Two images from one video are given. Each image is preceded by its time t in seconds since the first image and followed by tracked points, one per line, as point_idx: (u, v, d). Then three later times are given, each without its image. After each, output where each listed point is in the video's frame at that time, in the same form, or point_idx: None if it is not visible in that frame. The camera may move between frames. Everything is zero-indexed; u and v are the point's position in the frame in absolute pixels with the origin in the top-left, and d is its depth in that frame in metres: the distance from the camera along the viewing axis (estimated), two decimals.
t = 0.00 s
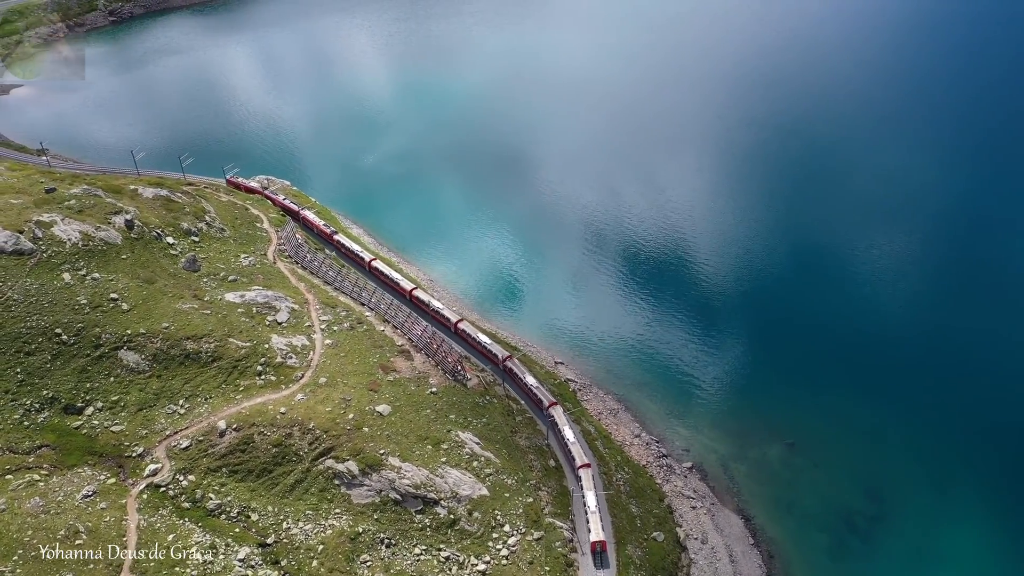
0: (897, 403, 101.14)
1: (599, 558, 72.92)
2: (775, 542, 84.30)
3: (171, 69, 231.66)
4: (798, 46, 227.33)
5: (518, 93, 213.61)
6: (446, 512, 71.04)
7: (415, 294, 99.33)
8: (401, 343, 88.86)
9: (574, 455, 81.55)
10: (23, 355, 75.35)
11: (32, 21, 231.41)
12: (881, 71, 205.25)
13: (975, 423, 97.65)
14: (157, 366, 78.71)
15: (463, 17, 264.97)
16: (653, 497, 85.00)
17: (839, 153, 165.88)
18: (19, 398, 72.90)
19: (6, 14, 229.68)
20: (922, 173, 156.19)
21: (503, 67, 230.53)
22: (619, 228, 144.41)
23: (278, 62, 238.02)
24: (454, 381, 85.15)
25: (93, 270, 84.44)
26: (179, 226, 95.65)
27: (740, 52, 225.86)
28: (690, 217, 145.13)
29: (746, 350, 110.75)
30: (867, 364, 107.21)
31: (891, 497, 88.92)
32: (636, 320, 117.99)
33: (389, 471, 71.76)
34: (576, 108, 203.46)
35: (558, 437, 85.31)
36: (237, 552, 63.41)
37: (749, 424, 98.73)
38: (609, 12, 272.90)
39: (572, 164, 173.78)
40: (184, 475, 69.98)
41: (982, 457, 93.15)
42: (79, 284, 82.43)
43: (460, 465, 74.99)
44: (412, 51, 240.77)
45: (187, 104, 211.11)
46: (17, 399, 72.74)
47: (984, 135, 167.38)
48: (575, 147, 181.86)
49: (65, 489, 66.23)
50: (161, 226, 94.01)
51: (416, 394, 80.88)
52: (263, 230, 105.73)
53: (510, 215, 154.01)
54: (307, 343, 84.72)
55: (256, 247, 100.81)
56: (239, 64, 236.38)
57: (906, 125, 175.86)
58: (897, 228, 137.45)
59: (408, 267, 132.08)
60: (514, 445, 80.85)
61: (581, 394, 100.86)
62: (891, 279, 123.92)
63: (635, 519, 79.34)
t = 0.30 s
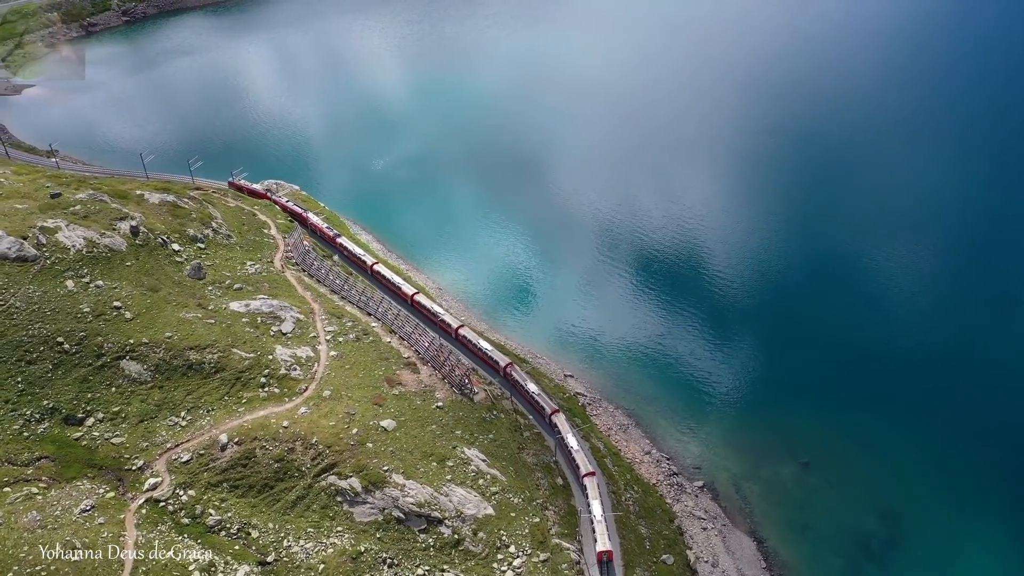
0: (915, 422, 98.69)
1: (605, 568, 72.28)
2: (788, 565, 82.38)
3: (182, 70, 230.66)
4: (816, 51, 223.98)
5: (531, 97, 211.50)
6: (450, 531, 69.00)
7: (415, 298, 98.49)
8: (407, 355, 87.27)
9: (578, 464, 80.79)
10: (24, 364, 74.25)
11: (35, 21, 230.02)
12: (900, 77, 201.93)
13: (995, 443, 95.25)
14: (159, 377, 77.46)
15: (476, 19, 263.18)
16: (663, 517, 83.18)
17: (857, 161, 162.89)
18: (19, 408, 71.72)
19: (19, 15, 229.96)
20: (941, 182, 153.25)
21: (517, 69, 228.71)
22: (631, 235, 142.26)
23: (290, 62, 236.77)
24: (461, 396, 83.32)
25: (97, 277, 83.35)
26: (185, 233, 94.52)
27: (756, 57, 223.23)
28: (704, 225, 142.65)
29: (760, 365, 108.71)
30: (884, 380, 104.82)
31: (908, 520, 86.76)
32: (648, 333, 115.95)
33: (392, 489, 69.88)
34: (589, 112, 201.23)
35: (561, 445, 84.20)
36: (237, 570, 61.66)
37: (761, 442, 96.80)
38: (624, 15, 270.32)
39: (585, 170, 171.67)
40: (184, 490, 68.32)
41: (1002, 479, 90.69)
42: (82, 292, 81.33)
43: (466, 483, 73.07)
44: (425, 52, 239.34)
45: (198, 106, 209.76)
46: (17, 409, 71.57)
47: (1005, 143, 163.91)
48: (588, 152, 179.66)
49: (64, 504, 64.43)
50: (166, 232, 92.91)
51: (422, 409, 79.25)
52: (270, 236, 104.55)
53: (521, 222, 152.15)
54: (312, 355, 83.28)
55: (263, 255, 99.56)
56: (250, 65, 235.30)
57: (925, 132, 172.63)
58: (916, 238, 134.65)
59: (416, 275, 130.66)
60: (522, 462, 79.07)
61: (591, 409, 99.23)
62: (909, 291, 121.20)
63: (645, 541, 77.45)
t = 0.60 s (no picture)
0: (934, 442, 96.25)
1: None
2: None
3: (193, 71, 229.46)
4: (833, 56, 220.77)
5: (544, 100, 209.24)
6: (454, 552, 67.06)
7: (417, 303, 98.51)
8: (413, 368, 85.71)
9: (583, 472, 80.49)
10: (25, 373, 73.14)
11: (28, 20, 227.70)
12: (919, 84, 198.80)
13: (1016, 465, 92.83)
14: (161, 389, 76.19)
15: (491, 22, 261.55)
16: (673, 539, 81.38)
17: (876, 169, 159.89)
18: (19, 418, 70.56)
19: (32, 14, 230.12)
20: (962, 192, 150.20)
21: (531, 72, 226.77)
22: (643, 242, 140.08)
23: (302, 63, 235.59)
24: (467, 410, 81.70)
25: (100, 285, 82.22)
26: (190, 239, 93.36)
27: (773, 62, 220.51)
28: (717, 233, 140.15)
29: (774, 379, 106.49)
30: (902, 398, 102.37)
31: (925, 545, 84.58)
32: (657, 345, 113.89)
33: (395, 507, 68.00)
34: (603, 117, 198.81)
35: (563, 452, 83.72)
36: None
37: (774, 462, 94.77)
38: (639, 18, 267.75)
39: (598, 175, 169.59)
40: (184, 505, 66.79)
41: None
42: (85, 300, 80.20)
43: (471, 502, 71.11)
44: (438, 55, 237.84)
45: (209, 107, 208.26)
46: (17, 419, 70.42)
47: None
48: (601, 156, 177.25)
49: (61, 518, 62.91)
50: (172, 239, 91.74)
51: (427, 424, 77.62)
52: (277, 243, 103.33)
53: (531, 227, 150.04)
54: (316, 367, 81.85)
55: (269, 262, 98.27)
56: (262, 66, 234.28)
57: (946, 140, 169.41)
58: (936, 249, 131.77)
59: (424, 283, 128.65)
60: (529, 480, 77.27)
61: (600, 425, 97.42)
62: (930, 303, 118.36)
63: (654, 563, 75.56)
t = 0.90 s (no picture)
0: (954, 463, 93.83)
1: None
2: None
3: (205, 71, 228.65)
4: (854, 60, 217.13)
5: (559, 104, 206.67)
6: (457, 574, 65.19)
7: (418, 308, 97.93)
8: (419, 381, 84.03)
9: (585, 481, 79.04)
10: (25, 383, 72.06)
11: (41, 21, 227.64)
12: (941, 89, 195.14)
13: None
14: (163, 400, 74.92)
15: (506, 24, 259.57)
16: (682, 561, 79.56)
17: (895, 177, 156.73)
18: (19, 428, 69.46)
19: (47, 13, 230.52)
20: (983, 200, 146.98)
21: (545, 74, 224.74)
22: (656, 249, 138.33)
23: (315, 64, 234.11)
24: (474, 426, 79.96)
25: (103, 292, 81.14)
26: (196, 246, 92.21)
27: (791, 67, 217.54)
28: (729, 241, 137.92)
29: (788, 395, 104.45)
30: (920, 415, 100.01)
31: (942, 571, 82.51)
32: (665, 355, 112.32)
33: (398, 526, 66.24)
34: (617, 120, 196.75)
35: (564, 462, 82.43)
36: None
37: (789, 482, 92.78)
38: (656, 21, 264.86)
39: (611, 179, 167.63)
40: (183, 521, 65.20)
41: None
42: (88, 308, 79.11)
43: (475, 522, 69.25)
44: (452, 56, 236.15)
45: (221, 108, 207.29)
46: (17, 430, 69.30)
47: None
48: (614, 161, 175.04)
49: (57, 533, 61.43)
50: (177, 245, 90.61)
51: (432, 440, 75.99)
52: (283, 250, 102.04)
53: (542, 232, 148.35)
54: (320, 380, 80.39)
55: (276, 269, 97.01)
56: (275, 66, 233.21)
57: (968, 146, 165.88)
58: (956, 259, 128.77)
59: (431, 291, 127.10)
60: (535, 499, 75.46)
61: (609, 441, 95.73)
62: (950, 315, 115.54)
63: None
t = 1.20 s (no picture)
0: (973, 485, 91.49)
1: None
2: None
3: (218, 71, 227.78)
4: (874, 66, 213.78)
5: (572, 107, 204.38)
6: None
7: (420, 312, 97.50)
8: (426, 395, 82.49)
9: (589, 490, 78.66)
10: (25, 392, 70.62)
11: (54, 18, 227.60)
12: (962, 96, 191.68)
13: None
14: (164, 412, 73.52)
15: (521, 27, 257.57)
16: None
17: (915, 185, 153.63)
18: (18, 439, 67.86)
19: (61, 12, 230.64)
20: (1005, 211, 143.93)
21: (560, 77, 222.56)
22: (670, 255, 136.30)
23: (327, 65, 232.56)
24: (480, 442, 78.26)
25: (106, 301, 79.93)
26: (202, 254, 90.97)
27: (810, 73, 214.52)
28: (743, 248, 135.49)
29: (801, 411, 102.37)
30: (939, 435, 97.61)
31: None
32: (673, 366, 110.67)
33: (400, 547, 64.32)
34: (632, 123, 194.45)
35: (567, 469, 81.85)
36: None
37: (803, 503, 90.81)
38: (672, 24, 262.31)
39: (625, 183, 165.49)
40: (181, 537, 63.35)
41: None
42: (90, 317, 77.87)
43: (480, 543, 67.19)
44: (466, 59, 234.42)
45: (232, 109, 206.38)
46: (15, 441, 67.69)
47: None
48: (627, 166, 172.77)
49: (54, 548, 59.73)
50: (183, 253, 89.40)
51: (438, 457, 74.34)
52: (290, 257, 100.77)
53: (554, 236, 146.62)
54: (324, 393, 78.81)
55: (282, 277, 95.69)
56: (287, 67, 232.10)
57: (989, 155, 162.61)
58: (977, 271, 125.92)
59: (438, 297, 125.90)
60: (542, 519, 73.56)
61: (619, 459, 94.17)
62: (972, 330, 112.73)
63: None
